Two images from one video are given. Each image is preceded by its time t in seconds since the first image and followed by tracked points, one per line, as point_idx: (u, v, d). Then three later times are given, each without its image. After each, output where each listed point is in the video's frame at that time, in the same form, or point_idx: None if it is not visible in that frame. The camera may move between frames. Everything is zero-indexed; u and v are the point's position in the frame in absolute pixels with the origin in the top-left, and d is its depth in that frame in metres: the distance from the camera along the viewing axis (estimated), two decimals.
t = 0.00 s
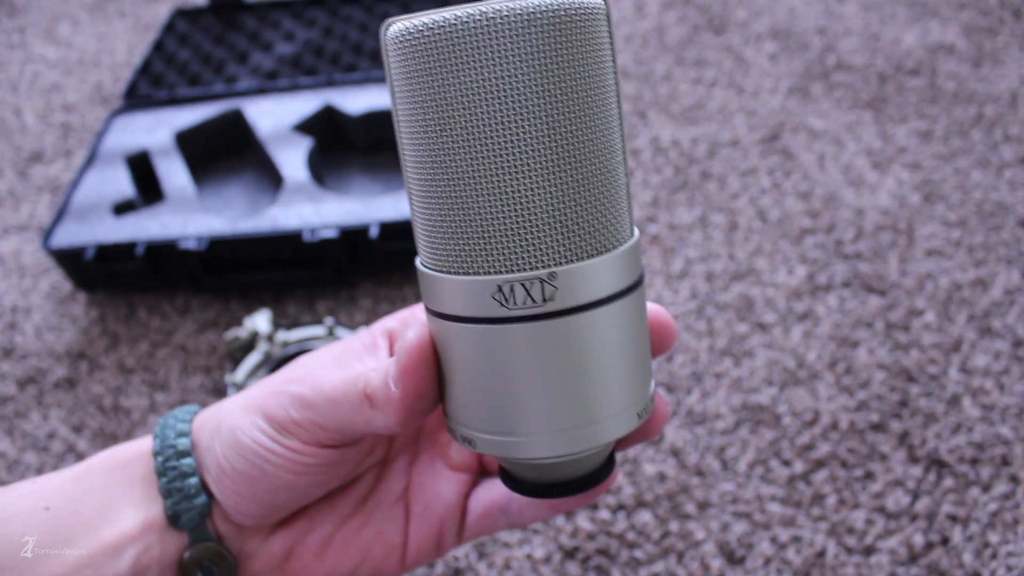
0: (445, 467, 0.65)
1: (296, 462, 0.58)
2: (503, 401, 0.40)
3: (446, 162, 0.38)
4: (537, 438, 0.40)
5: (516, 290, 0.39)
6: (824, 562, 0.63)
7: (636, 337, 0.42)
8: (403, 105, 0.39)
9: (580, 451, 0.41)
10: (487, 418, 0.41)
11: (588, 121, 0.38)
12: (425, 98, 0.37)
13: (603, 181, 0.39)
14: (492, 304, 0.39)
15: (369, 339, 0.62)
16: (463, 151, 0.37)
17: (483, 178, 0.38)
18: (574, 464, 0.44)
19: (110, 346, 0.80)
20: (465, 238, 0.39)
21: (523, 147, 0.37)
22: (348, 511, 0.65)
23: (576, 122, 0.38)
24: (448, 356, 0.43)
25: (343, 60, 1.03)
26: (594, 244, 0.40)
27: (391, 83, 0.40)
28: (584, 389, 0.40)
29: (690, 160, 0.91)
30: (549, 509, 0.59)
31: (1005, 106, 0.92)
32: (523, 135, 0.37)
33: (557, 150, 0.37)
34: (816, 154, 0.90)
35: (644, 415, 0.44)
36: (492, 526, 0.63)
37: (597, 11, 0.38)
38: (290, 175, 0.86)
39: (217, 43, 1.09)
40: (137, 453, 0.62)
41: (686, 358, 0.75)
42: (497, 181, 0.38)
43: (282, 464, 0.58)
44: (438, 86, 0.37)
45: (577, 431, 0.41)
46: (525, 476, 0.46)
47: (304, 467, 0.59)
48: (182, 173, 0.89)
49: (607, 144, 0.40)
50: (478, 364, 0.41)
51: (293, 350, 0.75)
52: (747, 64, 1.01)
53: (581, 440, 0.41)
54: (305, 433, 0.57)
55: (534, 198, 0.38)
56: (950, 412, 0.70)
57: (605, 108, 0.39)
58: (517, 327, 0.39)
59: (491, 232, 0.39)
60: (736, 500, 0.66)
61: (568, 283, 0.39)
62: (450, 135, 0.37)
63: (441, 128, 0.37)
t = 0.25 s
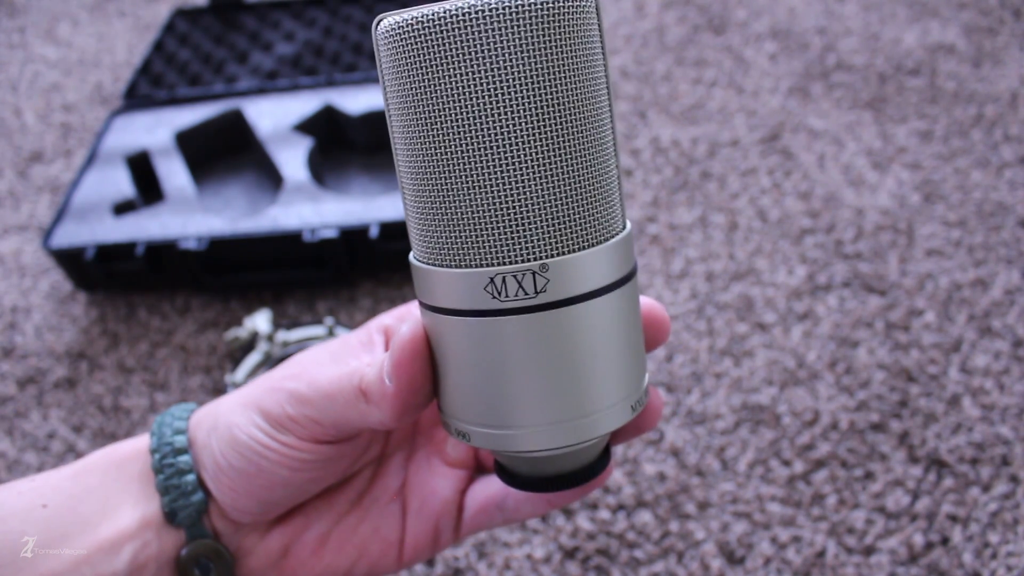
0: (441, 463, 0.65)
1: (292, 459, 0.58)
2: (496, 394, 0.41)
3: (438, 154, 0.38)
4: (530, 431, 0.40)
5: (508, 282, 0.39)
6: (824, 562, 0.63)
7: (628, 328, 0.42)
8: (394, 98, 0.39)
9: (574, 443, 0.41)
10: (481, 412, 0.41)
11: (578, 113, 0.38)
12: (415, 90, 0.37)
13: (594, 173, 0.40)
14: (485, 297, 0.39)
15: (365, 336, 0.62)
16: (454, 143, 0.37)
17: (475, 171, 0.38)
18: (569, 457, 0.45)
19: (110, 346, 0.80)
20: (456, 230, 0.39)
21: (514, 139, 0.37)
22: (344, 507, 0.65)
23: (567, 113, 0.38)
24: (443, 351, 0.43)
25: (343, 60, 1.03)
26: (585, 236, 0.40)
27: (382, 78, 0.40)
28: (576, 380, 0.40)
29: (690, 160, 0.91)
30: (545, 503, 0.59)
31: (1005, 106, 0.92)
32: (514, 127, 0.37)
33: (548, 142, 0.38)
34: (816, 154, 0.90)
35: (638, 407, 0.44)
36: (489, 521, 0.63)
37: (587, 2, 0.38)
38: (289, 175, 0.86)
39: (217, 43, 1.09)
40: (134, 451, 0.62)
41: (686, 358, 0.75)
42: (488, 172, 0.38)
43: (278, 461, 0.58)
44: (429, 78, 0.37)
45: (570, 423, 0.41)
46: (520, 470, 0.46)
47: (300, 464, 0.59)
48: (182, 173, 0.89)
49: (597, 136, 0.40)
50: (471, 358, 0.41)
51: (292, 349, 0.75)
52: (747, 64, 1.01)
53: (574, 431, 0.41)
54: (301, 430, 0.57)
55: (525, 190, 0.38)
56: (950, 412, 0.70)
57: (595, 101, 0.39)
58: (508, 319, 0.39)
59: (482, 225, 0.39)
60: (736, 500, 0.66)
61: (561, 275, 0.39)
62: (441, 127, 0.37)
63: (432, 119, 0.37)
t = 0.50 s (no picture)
0: (445, 465, 0.64)
1: (298, 461, 0.58)
2: (503, 400, 0.40)
3: (444, 159, 0.38)
4: (537, 437, 0.41)
5: (514, 287, 0.39)
6: (824, 562, 0.63)
7: (633, 334, 0.42)
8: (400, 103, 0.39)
9: (580, 448, 0.41)
10: (486, 416, 0.41)
11: (586, 118, 0.38)
12: (422, 94, 0.37)
13: (600, 178, 0.40)
14: (491, 301, 0.39)
15: (369, 339, 0.62)
16: (461, 148, 0.37)
17: (481, 175, 0.38)
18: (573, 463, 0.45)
19: (110, 346, 0.80)
20: (463, 236, 0.39)
21: (521, 143, 0.37)
22: (348, 509, 0.65)
23: (575, 118, 0.38)
24: (448, 355, 0.42)
25: (343, 60, 1.03)
26: (590, 241, 0.40)
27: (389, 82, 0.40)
28: (583, 385, 0.40)
29: (690, 160, 0.91)
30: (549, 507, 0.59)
31: (1005, 106, 0.92)
32: (521, 131, 0.37)
33: (554, 147, 0.38)
34: (816, 154, 0.90)
35: (642, 412, 0.44)
36: (493, 524, 0.63)
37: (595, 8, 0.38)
38: (289, 176, 0.86)
39: (217, 43, 1.09)
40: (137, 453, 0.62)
41: (686, 358, 0.75)
42: (495, 177, 0.38)
43: (283, 463, 0.58)
44: (437, 82, 0.37)
45: (576, 429, 0.41)
46: (525, 474, 0.46)
47: (305, 465, 0.59)
48: (182, 173, 0.89)
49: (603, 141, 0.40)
50: (479, 363, 0.41)
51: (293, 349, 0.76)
52: (747, 64, 1.01)
53: (580, 437, 0.41)
54: (306, 432, 0.57)
55: (531, 195, 0.38)
56: (950, 412, 0.70)
57: (601, 106, 0.39)
58: (516, 324, 0.39)
59: (488, 230, 0.39)
60: (736, 500, 0.66)
61: (567, 280, 0.39)
62: (448, 132, 0.37)
63: (438, 125, 0.37)
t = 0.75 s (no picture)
0: (440, 467, 0.65)
1: (289, 465, 0.58)
2: (498, 406, 0.40)
3: (444, 160, 0.38)
4: (532, 443, 0.41)
5: (513, 291, 0.39)
6: (824, 562, 0.63)
7: (629, 344, 0.42)
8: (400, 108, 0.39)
9: (573, 456, 0.41)
10: (479, 422, 0.41)
11: (587, 120, 0.38)
12: (423, 99, 0.38)
13: (599, 181, 0.40)
14: (489, 305, 0.39)
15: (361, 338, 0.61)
16: (461, 150, 0.37)
17: (480, 175, 0.37)
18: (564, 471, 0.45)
19: (110, 346, 0.80)
20: (462, 240, 0.39)
21: (522, 144, 0.37)
22: (342, 512, 0.65)
23: (573, 120, 0.38)
24: (444, 360, 0.42)
25: (343, 61, 1.03)
26: (590, 245, 0.40)
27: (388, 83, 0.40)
28: (578, 394, 0.40)
29: (690, 160, 0.91)
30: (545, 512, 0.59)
31: (1005, 106, 0.92)
32: (522, 131, 0.37)
33: (556, 148, 0.38)
34: (816, 154, 0.90)
35: (635, 421, 0.44)
36: (487, 526, 0.63)
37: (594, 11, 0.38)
38: (290, 176, 0.86)
39: (217, 43, 1.09)
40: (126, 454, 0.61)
41: (686, 358, 0.75)
42: (495, 178, 0.37)
43: (275, 467, 0.58)
44: (437, 84, 0.37)
45: (571, 436, 0.41)
46: (516, 482, 0.46)
47: (297, 468, 0.59)
48: (182, 173, 0.89)
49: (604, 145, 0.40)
50: (475, 368, 0.41)
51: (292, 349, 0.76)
52: (747, 64, 1.01)
53: (574, 445, 0.41)
54: (296, 436, 0.57)
55: (532, 196, 0.38)
56: (950, 412, 0.70)
57: (602, 110, 0.40)
58: (513, 330, 0.39)
59: (487, 234, 0.38)
60: (736, 500, 0.66)
61: (564, 284, 0.39)
62: (449, 133, 0.37)
63: (437, 124, 0.37)
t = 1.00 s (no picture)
0: (413, 444, 0.65)
1: (255, 442, 0.58)
2: (463, 365, 0.38)
3: (405, 115, 0.36)
4: (498, 404, 0.38)
5: (477, 248, 0.37)
6: (824, 562, 0.63)
7: (597, 300, 0.41)
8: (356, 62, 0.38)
9: (541, 417, 0.39)
10: (442, 386, 0.39)
11: (547, 70, 0.37)
12: (378, 53, 0.36)
13: (560, 137, 0.38)
14: (453, 260, 0.37)
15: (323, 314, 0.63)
16: (422, 103, 0.36)
17: (436, 129, 0.36)
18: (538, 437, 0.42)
19: (110, 346, 0.80)
20: (426, 199, 0.38)
21: (485, 95, 0.36)
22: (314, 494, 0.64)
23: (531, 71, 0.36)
24: (407, 322, 0.40)
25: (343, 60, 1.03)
26: (554, 201, 0.39)
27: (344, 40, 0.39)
28: (545, 349, 0.38)
29: (690, 160, 0.91)
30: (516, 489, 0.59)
31: (1005, 106, 0.92)
32: (484, 81, 0.36)
33: (519, 99, 0.36)
34: (816, 154, 0.90)
35: (605, 384, 0.42)
36: (462, 504, 0.64)
37: None
38: (289, 176, 0.86)
39: (217, 43, 1.09)
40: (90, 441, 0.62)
41: (686, 358, 0.75)
42: (457, 132, 0.36)
43: (241, 447, 0.58)
44: (395, 34, 0.35)
45: (539, 396, 0.39)
46: (484, 455, 0.43)
47: (263, 447, 0.59)
48: (182, 173, 0.89)
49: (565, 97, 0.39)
50: (439, 328, 0.39)
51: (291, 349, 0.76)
52: (747, 64, 1.00)
53: (543, 404, 0.39)
54: (260, 415, 0.57)
55: (496, 151, 0.36)
56: (950, 412, 0.70)
57: (561, 60, 0.38)
58: (474, 285, 0.38)
59: (447, 192, 0.37)
60: (736, 500, 0.66)
61: (525, 241, 0.38)
62: (408, 86, 0.36)
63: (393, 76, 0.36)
